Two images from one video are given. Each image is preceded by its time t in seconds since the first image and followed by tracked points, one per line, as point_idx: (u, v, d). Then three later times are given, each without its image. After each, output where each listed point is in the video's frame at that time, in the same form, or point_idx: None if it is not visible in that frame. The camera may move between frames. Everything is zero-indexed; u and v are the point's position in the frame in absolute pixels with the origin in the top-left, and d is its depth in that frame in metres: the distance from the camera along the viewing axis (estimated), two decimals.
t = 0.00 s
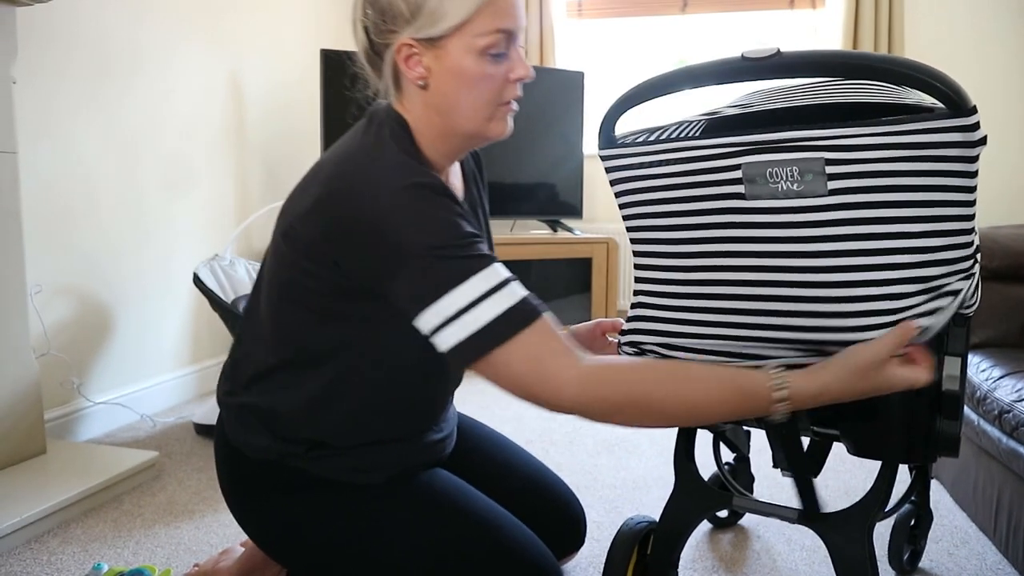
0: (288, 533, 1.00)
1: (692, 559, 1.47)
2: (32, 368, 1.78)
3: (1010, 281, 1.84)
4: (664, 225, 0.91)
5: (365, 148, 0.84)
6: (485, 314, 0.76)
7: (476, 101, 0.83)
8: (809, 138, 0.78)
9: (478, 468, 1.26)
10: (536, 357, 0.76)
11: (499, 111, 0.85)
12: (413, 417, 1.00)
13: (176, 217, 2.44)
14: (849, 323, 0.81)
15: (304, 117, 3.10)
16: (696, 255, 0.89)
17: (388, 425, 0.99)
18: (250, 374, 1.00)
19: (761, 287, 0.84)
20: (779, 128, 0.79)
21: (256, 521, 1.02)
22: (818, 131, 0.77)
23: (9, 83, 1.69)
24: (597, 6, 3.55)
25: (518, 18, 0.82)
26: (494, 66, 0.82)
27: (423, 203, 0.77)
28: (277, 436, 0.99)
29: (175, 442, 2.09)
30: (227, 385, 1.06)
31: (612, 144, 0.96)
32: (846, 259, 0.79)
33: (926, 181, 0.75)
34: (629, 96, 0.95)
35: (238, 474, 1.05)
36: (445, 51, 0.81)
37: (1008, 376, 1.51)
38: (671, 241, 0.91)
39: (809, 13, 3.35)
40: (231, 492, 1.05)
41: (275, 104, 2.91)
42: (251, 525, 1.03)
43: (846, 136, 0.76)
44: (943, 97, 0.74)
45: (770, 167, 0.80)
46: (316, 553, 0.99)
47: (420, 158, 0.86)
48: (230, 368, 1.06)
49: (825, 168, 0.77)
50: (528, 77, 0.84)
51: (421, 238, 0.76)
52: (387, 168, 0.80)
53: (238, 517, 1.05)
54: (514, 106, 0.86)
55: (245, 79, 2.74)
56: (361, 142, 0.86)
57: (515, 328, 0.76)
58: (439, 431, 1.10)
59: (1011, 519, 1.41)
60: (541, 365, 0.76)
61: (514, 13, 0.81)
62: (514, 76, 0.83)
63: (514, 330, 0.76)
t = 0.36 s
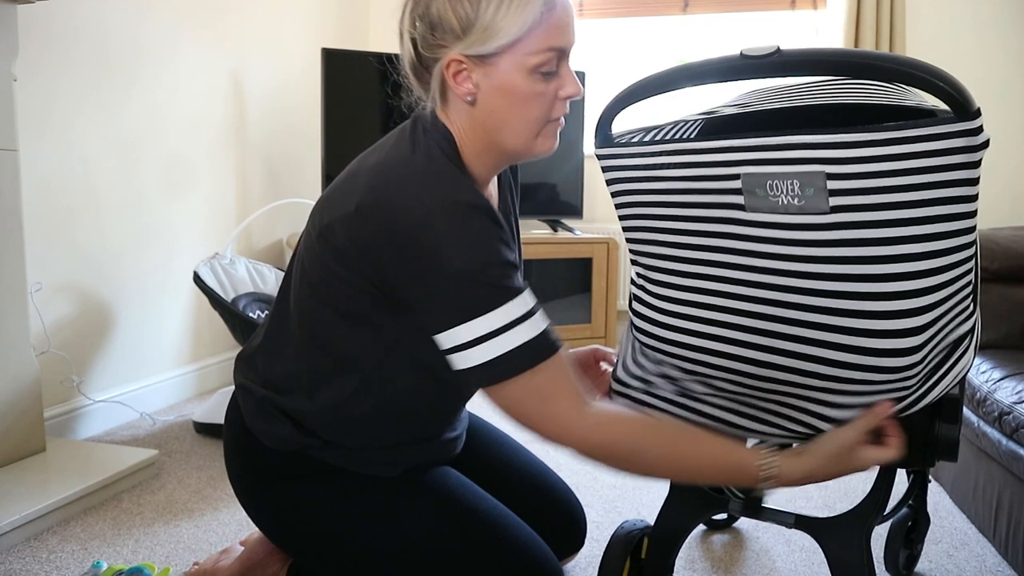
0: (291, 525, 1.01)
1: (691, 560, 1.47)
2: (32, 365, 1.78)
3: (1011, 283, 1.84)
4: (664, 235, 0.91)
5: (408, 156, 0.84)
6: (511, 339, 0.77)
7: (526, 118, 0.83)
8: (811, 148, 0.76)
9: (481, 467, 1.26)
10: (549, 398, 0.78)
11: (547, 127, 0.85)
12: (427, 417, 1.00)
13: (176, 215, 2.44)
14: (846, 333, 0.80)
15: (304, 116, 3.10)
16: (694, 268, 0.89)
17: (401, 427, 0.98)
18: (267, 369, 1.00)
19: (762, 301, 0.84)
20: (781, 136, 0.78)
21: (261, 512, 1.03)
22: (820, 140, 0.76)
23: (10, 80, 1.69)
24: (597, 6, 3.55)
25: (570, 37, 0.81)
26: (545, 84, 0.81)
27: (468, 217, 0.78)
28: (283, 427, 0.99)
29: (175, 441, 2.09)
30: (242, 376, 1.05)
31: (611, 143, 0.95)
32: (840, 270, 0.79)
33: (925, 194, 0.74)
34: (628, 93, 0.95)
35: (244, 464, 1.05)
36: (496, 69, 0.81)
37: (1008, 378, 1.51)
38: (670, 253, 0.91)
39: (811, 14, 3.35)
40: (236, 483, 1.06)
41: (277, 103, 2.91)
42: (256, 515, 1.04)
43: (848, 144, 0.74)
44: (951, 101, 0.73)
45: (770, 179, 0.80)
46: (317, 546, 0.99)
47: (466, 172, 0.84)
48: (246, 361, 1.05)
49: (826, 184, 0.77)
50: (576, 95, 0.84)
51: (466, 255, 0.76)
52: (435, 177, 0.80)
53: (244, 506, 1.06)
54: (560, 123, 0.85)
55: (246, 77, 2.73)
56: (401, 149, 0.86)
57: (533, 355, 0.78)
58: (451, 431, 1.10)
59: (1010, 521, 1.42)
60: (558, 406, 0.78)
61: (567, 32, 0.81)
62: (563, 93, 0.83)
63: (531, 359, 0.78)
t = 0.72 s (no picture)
0: (294, 522, 1.01)
1: (691, 560, 1.47)
2: (32, 364, 1.78)
3: (1012, 284, 1.84)
4: (669, 234, 0.90)
5: (389, 161, 0.87)
6: (450, 354, 0.83)
7: (527, 119, 0.85)
8: (813, 148, 0.76)
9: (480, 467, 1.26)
10: (459, 416, 0.85)
11: (542, 129, 0.88)
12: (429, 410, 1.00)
13: (176, 214, 2.44)
14: (852, 332, 0.80)
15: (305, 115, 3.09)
16: (698, 269, 0.88)
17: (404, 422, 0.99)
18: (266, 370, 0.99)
19: (766, 300, 0.84)
20: (784, 136, 0.78)
21: (262, 510, 1.03)
22: (822, 140, 0.76)
23: (11, 78, 1.69)
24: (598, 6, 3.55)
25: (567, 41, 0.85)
26: (548, 87, 0.84)
27: (430, 227, 0.82)
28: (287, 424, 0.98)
29: (175, 440, 2.09)
30: (238, 378, 1.04)
31: (611, 142, 0.95)
32: (847, 267, 0.78)
33: (926, 194, 0.74)
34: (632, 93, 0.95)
35: (245, 464, 1.04)
36: (506, 69, 0.82)
37: (1009, 379, 1.50)
38: (675, 253, 0.90)
39: (812, 14, 3.35)
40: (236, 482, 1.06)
41: (277, 102, 2.91)
42: (258, 515, 1.04)
43: (850, 144, 0.74)
44: (953, 102, 0.72)
45: (771, 179, 0.80)
46: (321, 542, 1.00)
47: (442, 180, 0.88)
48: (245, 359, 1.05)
49: (828, 183, 0.77)
50: (569, 96, 0.88)
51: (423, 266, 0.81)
52: (406, 186, 0.84)
53: (244, 504, 1.05)
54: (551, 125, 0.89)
55: (246, 77, 2.73)
56: (385, 154, 0.88)
57: (466, 372, 0.84)
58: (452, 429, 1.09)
59: (1011, 523, 1.41)
60: (470, 428, 0.85)
61: (565, 36, 0.84)
62: (559, 97, 0.86)
63: (463, 373, 0.84)
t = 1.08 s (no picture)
0: (295, 527, 1.00)
1: (692, 560, 1.47)
2: (31, 364, 1.78)
3: (1013, 283, 1.83)
4: (673, 234, 0.90)
5: (356, 139, 0.89)
6: (371, 329, 0.82)
7: (502, 88, 0.93)
8: (814, 148, 0.76)
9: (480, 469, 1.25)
10: (348, 381, 0.82)
11: (508, 100, 0.95)
12: (412, 403, 1.01)
13: (176, 214, 2.44)
14: (857, 331, 0.80)
15: (305, 114, 3.09)
16: (706, 270, 0.88)
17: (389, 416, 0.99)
18: (264, 371, 0.99)
19: (771, 299, 0.83)
20: (785, 136, 0.78)
21: (259, 517, 1.02)
22: (823, 140, 0.76)
23: (11, 78, 1.69)
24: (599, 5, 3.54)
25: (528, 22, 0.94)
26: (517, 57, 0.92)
27: (372, 202, 0.82)
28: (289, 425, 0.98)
29: (176, 440, 2.09)
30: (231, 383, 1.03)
31: (612, 143, 0.95)
32: (852, 266, 0.78)
33: (928, 193, 0.74)
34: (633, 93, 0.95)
35: (244, 467, 1.04)
36: (488, 37, 0.89)
37: (1010, 378, 1.50)
38: (680, 253, 0.90)
39: (812, 13, 3.34)
40: (234, 488, 1.04)
41: (277, 101, 2.91)
42: (256, 522, 1.02)
43: (849, 143, 0.74)
44: (953, 100, 0.72)
45: (773, 178, 0.80)
46: (324, 547, 0.99)
47: (404, 151, 0.91)
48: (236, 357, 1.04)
49: (830, 183, 0.77)
50: (526, 73, 0.97)
51: (359, 237, 0.81)
52: (362, 162, 0.85)
53: (240, 512, 1.04)
54: (513, 98, 0.96)
55: (247, 76, 2.73)
56: (354, 133, 0.90)
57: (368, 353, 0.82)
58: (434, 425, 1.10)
59: (1012, 522, 1.41)
60: (363, 398, 0.82)
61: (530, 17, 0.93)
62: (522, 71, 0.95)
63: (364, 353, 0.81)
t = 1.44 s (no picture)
0: (298, 526, 1.00)
1: (693, 559, 1.47)
2: (32, 365, 1.78)
3: (1013, 282, 1.83)
4: (675, 234, 0.89)
5: (375, 130, 0.92)
6: (359, 302, 0.84)
7: (513, 89, 0.95)
8: (815, 147, 0.76)
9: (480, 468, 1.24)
10: (321, 349, 0.83)
11: (520, 101, 0.98)
12: (411, 398, 1.02)
13: (176, 214, 2.43)
14: (859, 330, 0.80)
15: (305, 114, 3.09)
16: (707, 269, 0.88)
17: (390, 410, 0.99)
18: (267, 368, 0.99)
19: (773, 298, 0.83)
20: (786, 135, 0.78)
21: (261, 517, 1.02)
22: (823, 139, 0.76)
23: (11, 78, 1.69)
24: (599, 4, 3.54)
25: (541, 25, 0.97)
26: (528, 58, 0.95)
27: (383, 183, 0.86)
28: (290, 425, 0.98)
29: (177, 440, 2.09)
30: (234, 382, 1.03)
31: (614, 142, 0.95)
32: (855, 265, 0.78)
33: (930, 192, 0.73)
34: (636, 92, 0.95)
35: (245, 468, 1.03)
36: (497, 40, 0.92)
37: (1012, 377, 1.50)
38: (683, 252, 0.89)
39: (813, 13, 3.34)
40: (235, 489, 1.04)
41: (278, 101, 2.91)
42: (259, 521, 1.03)
43: (848, 142, 0.74)
44: (955, 99, 0.72)
45: (775, 177, 0.80)
46: (329, 546, 0.99)
47: (421, 144, 0.94)
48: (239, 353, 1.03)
49: (831, 182, 0.76)
50: (541, 73, 0.99)
51: (367, 214, 0.84)
52: (378, 146, 0.89)
53: (241, 513, 1.04)
54: (528, 99, 0.99)
55: (247, 76, 2.73)
56: (371, 125, 0.94)
57: (355, 325, 0.84)
58: (439, 425, 1.09)
59: (1013, 521, 1.41)
60: (331, 368, 0.83)
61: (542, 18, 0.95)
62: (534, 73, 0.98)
63: (349, 323, 0.84)
